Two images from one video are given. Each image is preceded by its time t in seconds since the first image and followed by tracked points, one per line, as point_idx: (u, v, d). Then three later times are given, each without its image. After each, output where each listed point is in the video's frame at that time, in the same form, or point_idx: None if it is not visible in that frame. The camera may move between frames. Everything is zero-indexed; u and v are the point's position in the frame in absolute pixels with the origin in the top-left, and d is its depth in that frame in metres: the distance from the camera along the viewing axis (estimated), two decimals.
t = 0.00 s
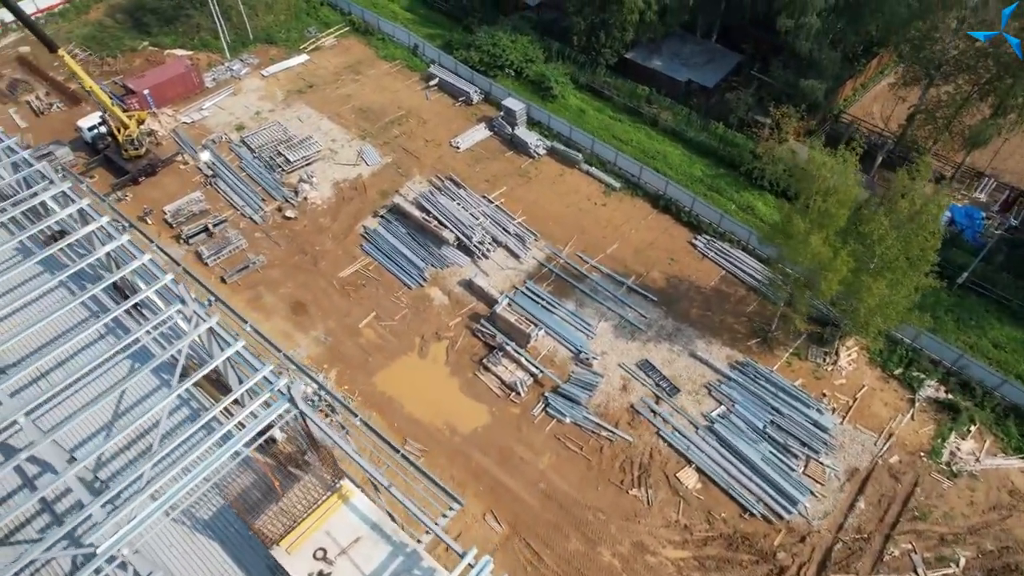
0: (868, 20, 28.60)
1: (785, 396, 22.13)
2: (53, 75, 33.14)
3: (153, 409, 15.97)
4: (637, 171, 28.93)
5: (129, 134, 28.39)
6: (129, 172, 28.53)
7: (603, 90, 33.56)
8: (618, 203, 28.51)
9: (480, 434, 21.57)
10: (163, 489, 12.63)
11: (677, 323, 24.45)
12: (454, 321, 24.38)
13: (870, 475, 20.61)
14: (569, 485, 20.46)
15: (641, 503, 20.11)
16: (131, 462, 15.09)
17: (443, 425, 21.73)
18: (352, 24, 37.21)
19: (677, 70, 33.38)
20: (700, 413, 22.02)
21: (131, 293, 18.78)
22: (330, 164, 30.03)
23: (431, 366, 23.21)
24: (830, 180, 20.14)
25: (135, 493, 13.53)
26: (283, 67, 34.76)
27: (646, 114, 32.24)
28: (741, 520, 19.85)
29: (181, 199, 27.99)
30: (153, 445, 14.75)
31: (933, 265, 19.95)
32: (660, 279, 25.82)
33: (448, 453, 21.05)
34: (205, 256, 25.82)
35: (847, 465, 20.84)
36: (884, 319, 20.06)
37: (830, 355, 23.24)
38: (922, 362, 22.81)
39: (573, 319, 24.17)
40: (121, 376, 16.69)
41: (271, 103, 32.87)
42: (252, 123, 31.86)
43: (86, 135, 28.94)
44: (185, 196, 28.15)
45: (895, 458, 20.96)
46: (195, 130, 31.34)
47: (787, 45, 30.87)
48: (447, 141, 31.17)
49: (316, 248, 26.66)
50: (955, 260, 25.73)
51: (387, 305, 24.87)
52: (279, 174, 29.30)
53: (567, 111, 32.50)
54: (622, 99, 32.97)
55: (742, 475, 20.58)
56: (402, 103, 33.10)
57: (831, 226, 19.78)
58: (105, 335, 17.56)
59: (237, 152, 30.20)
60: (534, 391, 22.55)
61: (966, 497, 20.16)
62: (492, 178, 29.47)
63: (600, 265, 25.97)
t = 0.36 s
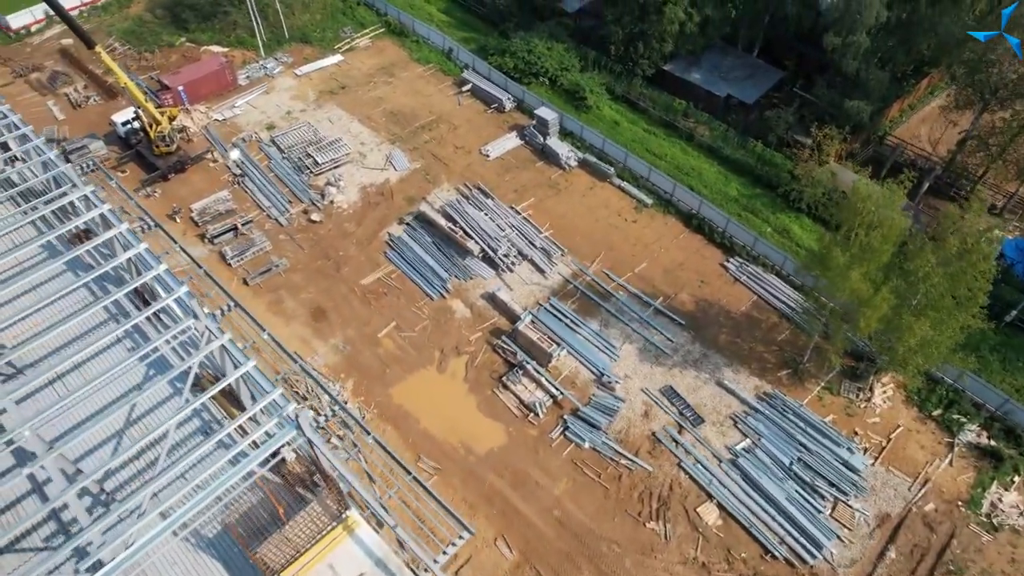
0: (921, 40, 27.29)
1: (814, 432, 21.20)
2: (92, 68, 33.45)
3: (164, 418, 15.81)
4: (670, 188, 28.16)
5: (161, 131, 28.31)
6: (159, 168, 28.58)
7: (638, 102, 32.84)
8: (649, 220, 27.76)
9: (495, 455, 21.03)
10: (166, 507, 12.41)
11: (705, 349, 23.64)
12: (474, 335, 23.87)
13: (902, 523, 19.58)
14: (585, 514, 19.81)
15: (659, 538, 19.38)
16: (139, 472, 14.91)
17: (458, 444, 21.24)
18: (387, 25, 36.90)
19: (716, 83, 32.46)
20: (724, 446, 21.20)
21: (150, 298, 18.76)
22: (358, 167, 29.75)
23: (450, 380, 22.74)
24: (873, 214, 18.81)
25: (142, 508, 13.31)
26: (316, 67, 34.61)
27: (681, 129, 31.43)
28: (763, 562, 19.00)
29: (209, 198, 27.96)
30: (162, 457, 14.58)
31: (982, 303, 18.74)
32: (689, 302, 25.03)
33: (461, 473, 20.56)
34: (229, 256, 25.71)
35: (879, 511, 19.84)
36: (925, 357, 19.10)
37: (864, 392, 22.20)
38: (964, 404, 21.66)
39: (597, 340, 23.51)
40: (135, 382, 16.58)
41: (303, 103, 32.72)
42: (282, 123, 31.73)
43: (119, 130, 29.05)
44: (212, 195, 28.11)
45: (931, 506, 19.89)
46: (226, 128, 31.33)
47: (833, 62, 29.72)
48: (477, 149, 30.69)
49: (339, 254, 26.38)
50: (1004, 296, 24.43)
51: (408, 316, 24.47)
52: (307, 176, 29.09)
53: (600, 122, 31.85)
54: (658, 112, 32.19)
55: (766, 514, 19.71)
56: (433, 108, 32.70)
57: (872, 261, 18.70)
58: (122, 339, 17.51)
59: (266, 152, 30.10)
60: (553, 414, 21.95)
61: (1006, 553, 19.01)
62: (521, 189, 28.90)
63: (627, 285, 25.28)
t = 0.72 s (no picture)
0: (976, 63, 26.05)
1: (842, 473, 20.28)
2: (130, 62, 33.67)
3: (175, 428, 15.61)
4: (703, 208, 27.36)
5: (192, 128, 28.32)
6: (188, 165, 28.56)
7: (674, 116, 32.07)
8: (679, 240, 27.00)
9: (510, 477, 20.51)
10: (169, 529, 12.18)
11: (732, 378, 22.83)
12: (495, 352, 23.37)
13: None
14: (598, 545, 19.20)
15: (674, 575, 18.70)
16: (146, 483, 14.73)
17: (472, 464, 20.77)
18: (423, 27, 36.56)
19: (755, 100, 31.52)
20: (747, 481, 20.42)
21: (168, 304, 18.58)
22: (386, 172, 29.43)
23: (467, 397, 22.27)
24: (923, 252, 18.03)
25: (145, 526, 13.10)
26: (350, 68, 34.40)
27: (718, 146, 30.58)
28: None
29: (236, 197, 27.88)
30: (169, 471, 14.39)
31: None
32: (717, 328, 24.23)
33: (474, 495, 20.09)
34: (252, 259, 25.57)
35: (909, 561, 18.88)
36: (967, 406, 17.89)
37: (899, 432, 21.22)
38: (1007, 452, 20.52)
39: (621, 363, 22.89)
40: (149, 390, 16.42)
41: (334, 105, 32.53)
42: (313, 123, 31.57)
43: (152, 126, 29.12)
44: (239, 194, 28.03)
45: (966, 559, 18.86)
46: (257, 127, 31.26)
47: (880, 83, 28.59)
48: (507, 158, 30.17)
49: (363, 260, 26.08)
50: None
51: (429, 328, 24.06)
52: (334, 179, 28.85)
53: (634, 136, 31.14)
54: (694, 128, 31.39)
55: (788, 557, 18.87)
56: (465, 114, 32.26)
57: (914, 303, 17.73)
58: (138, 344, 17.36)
59: (295, 153, 29.95)
60: (572, 438, 21.36)
61: None
62: (549, 202, 28.33)
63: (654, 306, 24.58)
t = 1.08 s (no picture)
0: None
1: (871, 518, 19.35)
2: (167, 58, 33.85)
3: (184, 440, 15.39)
4: (736, 229, 26.52)
5: (222, 127, 28.18)
6: (216, 164, 28.50)
7: (710, 132, 31.22)
8: (710, 262, 26.21)
9: (523, 502, 19.98)
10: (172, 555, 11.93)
11: (759, 410, 22.01)
12: (515, 370, 22.87)
13: None
14: None
15: None
16: (153, 496, 14.54)
17: (486, 485, 20.28)
18: (458, 32, 36.17)
19: (796, 119, 30.53)
20: (770, 520, 19.62)
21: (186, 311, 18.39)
22: (414, 179, 29.08)
23: (484, 416, 21.79)
24: (972, 298, 16.94)
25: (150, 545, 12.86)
26: (383, 70, 34.17)
27: (755, 166, 29.68)
28: None
29: (262, 198, 27.77)
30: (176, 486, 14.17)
31: None
32: (746, 356, 23.40)
33: (486, 519, 19.59)
34: (276, 262, 25.40)
35: None
36: (1012, 458, 17.10)
37: (935, 479, 20.22)
38: None
39: (644, 388, 22.24)
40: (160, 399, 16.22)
41: (365, 107, 32.30)
42: (343, 126, 31.37)
43: (184, 123, 29.17)
44: (266, 195, 27.91)
45: None
46: (287, 127, 31.17)
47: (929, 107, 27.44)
48: (537, 169, 29.63)
49: (385, 268, 25.75)
50: None
51: (449, 342, 23.64)
52: (361, 183, 28.58)
53: (669, 151, 30.39)
54: (731, 145, 30.52)
55: None
56: (496, 122, 31.79)
57: (961, 350, 16.90)
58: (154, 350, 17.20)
59: (324, 155, 29.76)
60: (589, 464, 20.77)
61: None
62: (578, 216, 27.71)
63: (680, 331, 23.88)
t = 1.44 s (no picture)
0: None
1: (899, 568, 18.44)
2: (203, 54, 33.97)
3: (194, 453, 15.22)
4: (770, 253, 25.64)
5: (252, 127, 28.17)
6: (244, 163, 28.45)
7: (747, 150, 30.31)
8: (741, 286, 25.38)
9: (536, 529, 19.45)
10: None
11: (785, 445, 21.18)
12: (534, 389, 22.35)
13: None
14: None
15: None
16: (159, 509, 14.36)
17: (498, 509, 19.80)
18: (493, 37, 35.71)
19: (838, 140, 29.47)
20: (792, 564, 18.83)
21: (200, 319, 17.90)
22: (441, 186, 28.69)
23: (500, 436, 21.31)
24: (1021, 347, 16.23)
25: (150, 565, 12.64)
26: (416, 73, 33.86)
27: (792, 186, 28.70)
28: None
29: (289, 200, 27.67)
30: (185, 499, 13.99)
31: None
32: (774, 388, 22.55)
33: (497, 544, 19.11)
34: (298, 266, 25.24)
35: None
36: None
37: (971, 531, 19.20)
38: None
39: (665, 416, 21.58)
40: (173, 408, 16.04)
41: (396, 111, 32.02)
42: (373, 129, 31.12)
43: (215, 121, 29.20)
44: (293, 197, 27.78)
45: None
46: (317, 128, 31.02)
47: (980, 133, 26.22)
48: (567, 181, 29.03)
49: (407, 277, 25.40)
50: None
51: (468, 356, 23.20)
52: (388, 189, 28.30)
53: (702, 168, 29.58)
54: (768, 164, 29.58)
55: None
56: (527, 131, 31.26)
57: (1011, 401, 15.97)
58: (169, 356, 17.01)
59: (352, 158, 29.54)
60: (605, 492, 20.18)
61: None
62: (606, 232, 27.06)
63: (707, 357, 23.13)
